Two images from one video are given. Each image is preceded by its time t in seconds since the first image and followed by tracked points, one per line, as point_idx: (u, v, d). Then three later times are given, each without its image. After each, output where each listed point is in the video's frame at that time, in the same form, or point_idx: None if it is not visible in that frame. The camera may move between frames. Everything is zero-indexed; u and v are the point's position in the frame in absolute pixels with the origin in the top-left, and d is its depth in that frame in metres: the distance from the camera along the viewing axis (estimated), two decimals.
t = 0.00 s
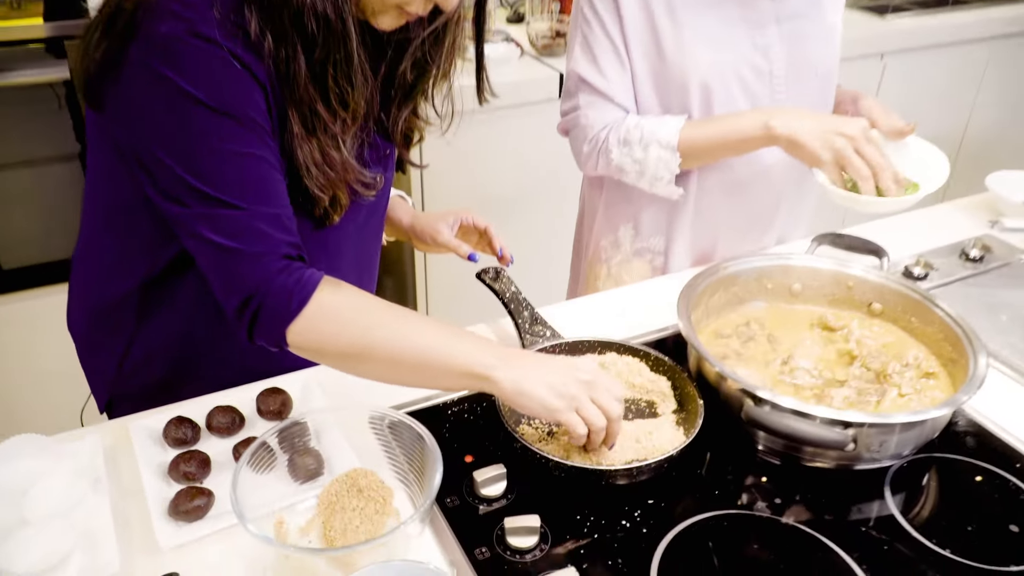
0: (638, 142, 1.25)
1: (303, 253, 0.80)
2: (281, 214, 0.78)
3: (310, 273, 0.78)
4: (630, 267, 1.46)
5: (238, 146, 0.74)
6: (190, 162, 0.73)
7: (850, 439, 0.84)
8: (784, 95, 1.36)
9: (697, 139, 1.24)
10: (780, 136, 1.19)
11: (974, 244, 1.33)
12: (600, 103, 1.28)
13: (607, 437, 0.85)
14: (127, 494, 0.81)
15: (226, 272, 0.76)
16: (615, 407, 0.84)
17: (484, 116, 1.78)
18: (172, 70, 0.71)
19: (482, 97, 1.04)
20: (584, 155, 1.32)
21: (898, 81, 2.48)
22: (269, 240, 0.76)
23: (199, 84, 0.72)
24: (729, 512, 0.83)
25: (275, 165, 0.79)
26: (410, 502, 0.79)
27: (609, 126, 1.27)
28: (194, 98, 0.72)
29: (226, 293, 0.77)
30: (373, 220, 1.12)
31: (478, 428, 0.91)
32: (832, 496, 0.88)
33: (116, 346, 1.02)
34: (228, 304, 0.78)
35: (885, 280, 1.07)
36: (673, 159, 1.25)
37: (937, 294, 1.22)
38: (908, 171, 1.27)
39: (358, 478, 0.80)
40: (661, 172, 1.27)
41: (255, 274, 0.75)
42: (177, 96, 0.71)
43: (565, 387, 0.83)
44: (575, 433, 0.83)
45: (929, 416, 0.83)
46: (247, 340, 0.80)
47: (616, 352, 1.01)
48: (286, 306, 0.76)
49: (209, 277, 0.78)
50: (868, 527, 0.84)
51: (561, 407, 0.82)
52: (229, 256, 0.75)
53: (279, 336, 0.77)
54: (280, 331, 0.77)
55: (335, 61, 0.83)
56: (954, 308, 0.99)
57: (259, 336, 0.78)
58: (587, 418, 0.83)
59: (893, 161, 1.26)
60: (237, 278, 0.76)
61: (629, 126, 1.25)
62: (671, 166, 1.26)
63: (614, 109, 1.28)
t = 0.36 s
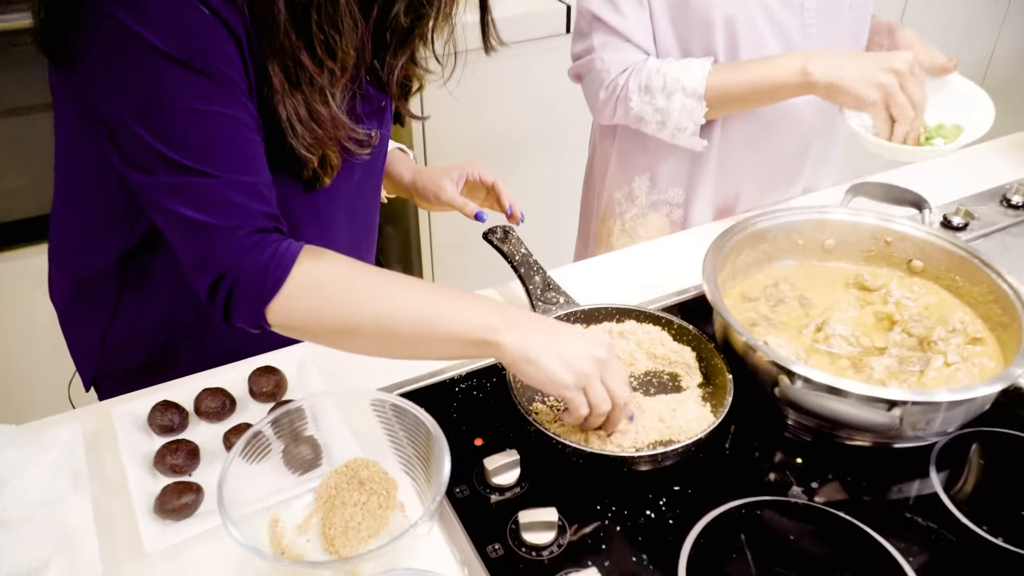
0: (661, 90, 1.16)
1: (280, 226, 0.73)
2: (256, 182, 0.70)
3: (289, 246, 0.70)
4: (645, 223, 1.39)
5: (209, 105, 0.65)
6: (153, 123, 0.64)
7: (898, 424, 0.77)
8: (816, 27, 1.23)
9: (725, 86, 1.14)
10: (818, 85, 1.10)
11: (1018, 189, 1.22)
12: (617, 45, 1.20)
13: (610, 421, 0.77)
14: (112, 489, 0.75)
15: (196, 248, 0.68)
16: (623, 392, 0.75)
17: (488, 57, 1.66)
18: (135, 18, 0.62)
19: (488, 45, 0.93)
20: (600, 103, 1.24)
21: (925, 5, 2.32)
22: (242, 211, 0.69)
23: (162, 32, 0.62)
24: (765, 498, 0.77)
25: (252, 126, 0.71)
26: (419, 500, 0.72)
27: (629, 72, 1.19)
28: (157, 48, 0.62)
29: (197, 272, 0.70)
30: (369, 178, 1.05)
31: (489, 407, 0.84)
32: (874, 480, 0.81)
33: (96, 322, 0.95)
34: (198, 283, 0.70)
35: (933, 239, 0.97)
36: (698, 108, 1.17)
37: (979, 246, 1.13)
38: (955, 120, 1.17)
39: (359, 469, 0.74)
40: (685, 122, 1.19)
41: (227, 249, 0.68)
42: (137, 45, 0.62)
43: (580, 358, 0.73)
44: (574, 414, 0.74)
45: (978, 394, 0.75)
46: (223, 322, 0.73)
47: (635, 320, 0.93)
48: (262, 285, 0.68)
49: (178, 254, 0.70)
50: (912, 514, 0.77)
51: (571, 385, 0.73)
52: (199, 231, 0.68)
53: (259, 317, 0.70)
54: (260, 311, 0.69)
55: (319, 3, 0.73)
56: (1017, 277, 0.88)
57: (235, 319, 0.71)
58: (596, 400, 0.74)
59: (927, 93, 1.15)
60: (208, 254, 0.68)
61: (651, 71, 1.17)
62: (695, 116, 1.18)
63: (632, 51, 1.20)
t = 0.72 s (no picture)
0: (667, 70, 1.10)
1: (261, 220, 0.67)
2: (232, 172, 0.63)
3: (271, 244, 0.64)
4: (646, 210, 1.34)
5: (178, 87, 0.59)
6: (115, 111, 0.57)
7: (925, 433, 0.72)
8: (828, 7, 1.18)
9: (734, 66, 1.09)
10: (835, 63, 1.04)
11: None
12: (619, 23, 1.13)
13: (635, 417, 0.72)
14: (79, 502, 0.70)
15: (170, 247, 0.62)
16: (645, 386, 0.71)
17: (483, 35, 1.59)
18: None
19: (482, 22, 0.87)
20: (602, 84, 1.17)
21: None
22: (219, 205, 0.62)
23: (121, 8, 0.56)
24: (778, 510, 0.73)
25: (227, 112, 0.64)
26: (410, 519, 0.67)
27: (632, 51, 1.12)
28: (115, 25, 0.56)
29: (171, 272, 0.63)
30: (355, 164, 0.99)
31: (483, 412, 0.79)
32: (894, 493, 0.76)
33: (69, 316, 0.91)
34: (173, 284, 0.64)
35: (955, 230, 0.91)
36: (706, 90, 1.11)
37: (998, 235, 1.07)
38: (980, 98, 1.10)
39: (343, 482, 0.69)
40: (692, 105, 1.12)
41: (203, 247, 0.62)
42: (93, 23, 0.55)
43: (583, 365, 0.68)
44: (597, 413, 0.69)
45: (1003, 402, 0.70)
46: (201, 325, 0.67)
47: (638, 317, 0.88)
48: (242, 284, 0.62)
49: (150, 253, 0.63)
50: (934, 529, 0.73)
51: (584, 393, 0.68)
52: (172, 227, 0.61)
53: (238, 320, 0.63)
54: (239, 314, 0.63)
55: None
56: None
57: (212, 321, 0.65)
58: (611, 402, 0.69)
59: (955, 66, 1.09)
60: (183, 252, 0.62)
61: (656, 51, 1.10)
62: (703, 99, 1.12)
63: (635, 29, 1.13)
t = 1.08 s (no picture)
0: (677, 42, 1.05)
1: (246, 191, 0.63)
2: (217, 137, 0.60)
3: (258, 215, 0.60)
4: (654, 185, 1.30)
5: (159, 46, 0.55)
6: (94, 71, 0.53)
7: (947, 424, 0.68)
8: None
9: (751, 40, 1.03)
10: (854, 43, 0.99)
11: None
12: None
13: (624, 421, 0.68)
14: (59, 482, 0.67)
15: (147, 217, 0.57)
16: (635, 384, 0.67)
17: None
18: None
19: None
20: (610, 53, 1.12)
21: None
22: (202, 174, 0.58)
23: None
24: (790, 501, 0.70)
25: (212, 75, 0.60)
26: (407, 508, 0.64)
27: (642, 21, 1.08)
28: None
29: (152, 245, 0.59)
30: (351, 132, 0.95)
31: (483, 393, 0.76)
32: (911, 483, 0.73)
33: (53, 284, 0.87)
34: (153, 257, 0.60)
35: (980, 212, 0.87)
36: (717, 64, 1.06)
37: None
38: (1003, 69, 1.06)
39: (336, 466, 0.66)
40: (701, 80, 1.07)
41: (185, 218, 0.57)
42: None
43: (588, 351, 0.65)
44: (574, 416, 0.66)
45: None
46: (184, 301, 0.63)
47: (646, 297, 0.85)
48: (225, 259, 0.57)
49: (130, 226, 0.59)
50: (953, 523, 0.69)
51: (579, 383, 0.64)
52: (150, 197, 0.57)
53: (225, 296, 0.59)
54: (223, 290, 0.59)
55: None
56: None
57: (195, 296, 0.61)
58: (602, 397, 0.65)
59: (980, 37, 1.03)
60: (163, 223, 0.57)
61: (666, 21, 1.06)
62: (713, 73, 1.06)
63: None
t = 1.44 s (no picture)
0: (675, 27, 1.04)
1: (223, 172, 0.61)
2: (195, 116, 0.57)
3: (236, 196, 0.57)
4: (654, 170, 1.28)
5: (137, 19, 0.52)
6: (68, 44, 0.51)
7: (952, 413, 0.67)
8: None
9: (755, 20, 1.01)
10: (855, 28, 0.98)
11: None
12: None
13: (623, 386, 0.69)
14: (45, 471, 0.66)
15: (120, 198, 0.55)
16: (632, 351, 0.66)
17: None
18: None
19: None
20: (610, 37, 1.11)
21: None
22: (179, 153, 0.56)
23: None
24: (793, 491, 0.69)
25: (194, 51, 0.58)
26: (402, 498, 0.62)
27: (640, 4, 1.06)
28: None
29: (123, 226, 0.57)
30: (345, 113, 0.93)
31: (480, 380, 0.75)
32: (914, 473, 0.72)
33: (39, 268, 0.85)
34: (126, 240, 0.58)
35: (985, 197, 0.85)
36: (718, 49, 1.04)
37: None
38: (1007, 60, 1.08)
39: (329, 455, 0.64)
40: (702, 64, 1.06)
41: (160, 199, 0.55)
42: None
43: (581, 322, 0.63)
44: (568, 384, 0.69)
45: None
46: (158, 285, 0.61)
47: (646, 283, 0.83)
48: (203, 241, 0.55)
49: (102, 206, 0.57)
50: (958, 514, 0.68)
51: (574, 356, 0.63)
52: (123, 177, 0.54)
53: (200, 281, 0.57)
54: (199, 275, 0.57)
55: None
56: None
57: (171, 282, 0.59)
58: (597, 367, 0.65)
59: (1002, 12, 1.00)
60: (136, 204, 0.55)
61: (665, 5, 1.04)
62: (715, 58, 1.05)
63: None
